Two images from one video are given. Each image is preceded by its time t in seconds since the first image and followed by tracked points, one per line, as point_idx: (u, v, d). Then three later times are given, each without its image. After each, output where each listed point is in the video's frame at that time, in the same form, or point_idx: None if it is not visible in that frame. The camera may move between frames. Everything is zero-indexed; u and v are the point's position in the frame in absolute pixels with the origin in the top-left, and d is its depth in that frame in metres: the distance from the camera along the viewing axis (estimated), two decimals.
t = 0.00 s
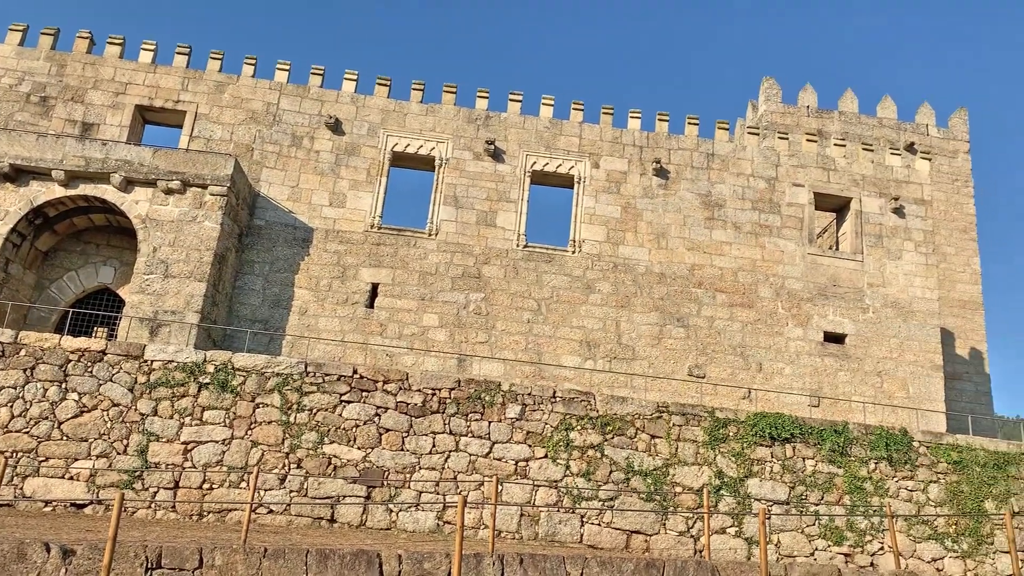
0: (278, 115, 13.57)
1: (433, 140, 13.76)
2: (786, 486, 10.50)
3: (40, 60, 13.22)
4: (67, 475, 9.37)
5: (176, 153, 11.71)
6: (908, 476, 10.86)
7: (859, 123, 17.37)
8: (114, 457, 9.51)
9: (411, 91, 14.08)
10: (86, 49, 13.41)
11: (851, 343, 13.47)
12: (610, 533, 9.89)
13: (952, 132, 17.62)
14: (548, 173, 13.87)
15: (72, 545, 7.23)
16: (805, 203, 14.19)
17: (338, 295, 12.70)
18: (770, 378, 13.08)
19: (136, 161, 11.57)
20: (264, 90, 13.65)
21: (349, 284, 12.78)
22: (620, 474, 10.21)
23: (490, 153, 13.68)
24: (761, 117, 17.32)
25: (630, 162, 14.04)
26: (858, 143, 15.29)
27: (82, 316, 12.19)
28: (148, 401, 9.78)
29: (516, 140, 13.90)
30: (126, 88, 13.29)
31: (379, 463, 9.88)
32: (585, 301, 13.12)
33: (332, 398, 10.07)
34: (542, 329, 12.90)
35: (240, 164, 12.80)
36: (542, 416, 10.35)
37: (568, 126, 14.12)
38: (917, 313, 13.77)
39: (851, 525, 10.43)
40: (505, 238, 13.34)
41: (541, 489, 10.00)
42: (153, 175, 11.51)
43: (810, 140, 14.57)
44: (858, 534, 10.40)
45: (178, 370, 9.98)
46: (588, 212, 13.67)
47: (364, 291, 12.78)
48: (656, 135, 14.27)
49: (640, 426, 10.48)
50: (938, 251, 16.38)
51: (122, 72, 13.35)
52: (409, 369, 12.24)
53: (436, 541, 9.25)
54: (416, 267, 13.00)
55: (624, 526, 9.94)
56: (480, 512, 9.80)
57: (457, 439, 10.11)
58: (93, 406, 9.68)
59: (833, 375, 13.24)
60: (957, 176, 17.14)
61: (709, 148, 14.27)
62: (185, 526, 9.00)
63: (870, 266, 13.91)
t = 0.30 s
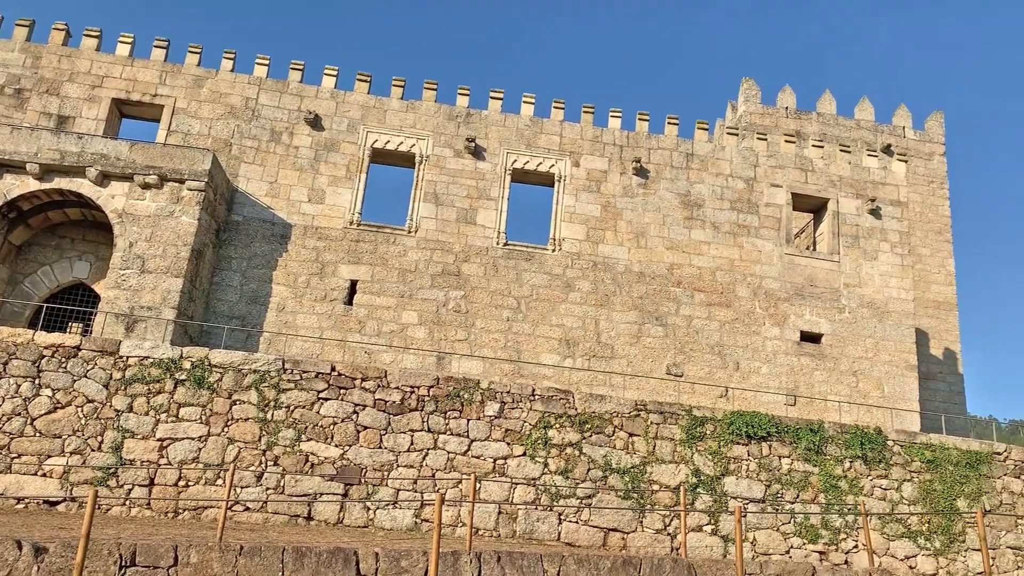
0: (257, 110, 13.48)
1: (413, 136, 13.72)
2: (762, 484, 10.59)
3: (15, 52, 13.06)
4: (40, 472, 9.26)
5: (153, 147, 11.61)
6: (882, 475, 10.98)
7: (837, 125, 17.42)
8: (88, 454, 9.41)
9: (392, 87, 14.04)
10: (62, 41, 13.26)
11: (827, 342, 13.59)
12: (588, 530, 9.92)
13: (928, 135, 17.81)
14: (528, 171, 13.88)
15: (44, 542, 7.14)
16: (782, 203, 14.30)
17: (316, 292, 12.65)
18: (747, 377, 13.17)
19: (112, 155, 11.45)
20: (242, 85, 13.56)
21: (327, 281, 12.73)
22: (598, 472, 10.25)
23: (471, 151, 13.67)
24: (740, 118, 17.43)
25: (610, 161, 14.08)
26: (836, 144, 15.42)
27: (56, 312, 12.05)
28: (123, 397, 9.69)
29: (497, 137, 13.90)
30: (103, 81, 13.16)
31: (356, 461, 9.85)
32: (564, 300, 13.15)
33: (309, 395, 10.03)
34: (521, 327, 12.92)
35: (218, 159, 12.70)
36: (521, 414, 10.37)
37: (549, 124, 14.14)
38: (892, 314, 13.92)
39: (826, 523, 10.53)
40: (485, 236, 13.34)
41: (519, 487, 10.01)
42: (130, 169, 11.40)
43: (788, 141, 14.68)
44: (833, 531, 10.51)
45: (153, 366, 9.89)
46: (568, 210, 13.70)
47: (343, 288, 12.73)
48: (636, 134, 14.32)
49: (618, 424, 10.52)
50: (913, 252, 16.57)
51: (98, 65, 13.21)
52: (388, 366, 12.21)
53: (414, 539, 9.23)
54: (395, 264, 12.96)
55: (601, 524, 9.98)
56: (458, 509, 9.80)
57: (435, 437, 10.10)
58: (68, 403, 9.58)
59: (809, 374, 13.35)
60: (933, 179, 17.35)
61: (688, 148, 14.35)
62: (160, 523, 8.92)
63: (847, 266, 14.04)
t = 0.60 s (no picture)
0: (231, 103, 13.36)
1: (388, 132, 13.67)
2: (733, 482, 10.68)
3: None
4: (6, 467, 9.13)
5: (124, 140, 11.47)
6: (851, 473, 11.12)
7: (810, 126, 17.59)
8: (55, 450, 9.28)
9: (367, 82, 13.97)
10: (31, 30, 13.07)
11: (798, 342, 13.73)
12: (560, 527, 9.95)
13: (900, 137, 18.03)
14: (504, 168, 13.89)
15: (9, 539, 7.02)
16: (755, 203, 14.42)
17: (289, 287, 12.56)
18: (719, 375, 13.28)
19: (82, 147, 11.30)
20: (216, 77, 13.43)
21: (300, 276, 12.65)
22: (571, 469, 10.28)
23: (446, 147, 13.64)
24: (714, 118, 17.55)
25: (585, 160, 14.12)
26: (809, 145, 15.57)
27: (23, 305, 11.88)
28: (92, 392, 9.57)
29: (473, 134, 13.89)
30: (73, 72, 12.98)
31: (328, 457, 9.80)
32: (539, 297, 13.18)
33: (281, 391, 9.97)
34: (495, 324, 12.92)
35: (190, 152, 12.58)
36: (494, 411, 10.38)
37: (525, 122, 14.14)
38: (862, 314, 14.09)
39: (795, 520, 10.64)
40: (460, 232, 13.33)
41: (492, 484, 10.02)
42: (100, 161, 11.25)
43: (762, 141, 14.80)
44: (802, 529, 10.62)
45: (123, 361, 9.77)
46: (543, 208, 13.72)
47: (316, 283, 12.66)
48: (612, 133, 14.37)
49: (591, 421, 10.56)
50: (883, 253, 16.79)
51: (68, 55, 13.03)
52: (361, 363, 12.16)
53: (385, 536, 9.21)
54: (369, 260, 12.91)
55: (573, 521, 10.01)
56: (430, 507, 9.78)
57: (408, 434, 10.08)
58: (34, 397, 9.44)
59: (780, 373, 13.48)
60: (903, 181, 17.59)
61: (663, 147, 14.42)
62: (129, 520, 8.83)
63: (818, 267, 14.19)
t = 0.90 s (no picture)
0: (209, 97, 13.26)
1: (368, 128, 13.62)
2: (710, 479, 10.76)
3: None
4: None
5: (101, 133, 11.40)
6: (826, 471, 11.24)
7: (789, 127, 17.73)
8: (28, 446, 9.17)
9: (347, 78, 13.91)
10: (6, 21, 12.92)
11: (775, 341, 13.84)
12: (538, 525, 9.97)
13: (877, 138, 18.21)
14: (484, 165, 13.89)
15: None
16: (734, 203, 14.51)
17: (267, 284, 12.49)
18: (696, 374, 13.36)
19: (58, 140, 11.19)
20: (194, 71, 13.33)
21: (278, 272, 12.58)
22: (549, 466, 10.30)
23: (426, 144, 13.62)
24: (694, 118, 17.64)
25: (566, 158, 14.15)
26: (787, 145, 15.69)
27: None
28: (66, 388, 9.47)
29: (453, 131, 13.87)
30: (49, 64, 12.84)
31: (305, 455, 9.77)
32: (518, 295, 13.20)
33: (259, 388, 9.91)
34: (475, 322, 12.92)
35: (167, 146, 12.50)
36: (473, 408, 10.38)
37: (506, 119, 14.15)
38: (838, 313, 14.22)
39: (771, 517, 10.73)
40: (440, 230, 13.31)
41: (470, 481, 10.02)
42: (76, 154, 11.14)
43: (741, 141, 14.89)
44: (777, 526, 10.71)
45: (97, 356, 9.68)
46: (523, 206, 13.73)
47: (294, 280, 12.60)
48: (592, 131, 14.41)
49: (570, 419, 10.59)
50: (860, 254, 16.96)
51: (44, 47, 12.89)
52: (339, 360, 12.12)
53: (363, 533, 9.19)
54: (349, 257, 12.87)
55: (551, 518, 10.04)
56: (408, 504, 9.77)
57: (386, 431, 10.06)
58: (7, 393, 9.33)
59: (757, 372, 13.59)
60: (880, 182, 17.77)
61: (643, 146, 14.48)
62: (103, 517, 8.75)
63: (795, 266, 14.31)
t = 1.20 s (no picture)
0: (182, 90, 13.13)
1: (343, 123, 13.54)
2: (682, 476, 10.83)
3: None
4: None
5: (71, 125, 11.26)
6: (797, 468, 11.36)
7: (763, 127, 17.88)
8: None
9: (322, 72, 13.83)
10: None
11: (747, 339, 13.96)
12: (511, 521, 9.97)
13: (849, 140, 18.41)
14: (461, 162, 13.87)
15: None
16: (708, 202, 14.60)
17: (239, 279, 12.39)
18: (670, 371, 13.44)
19: (27, 132, 11.04)
20: (167, 63, 13.18)
21: (251, 267, 12.47)
22: (523, 463, 10.32)
23: (402, 140, 13.57)
24: (669, 117, 17.74)
25: (542, 155, 14.16)
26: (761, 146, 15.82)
27: None
28: (34, 383, 9.34)
29: (429, 127, 13.83)
30: (18, 54, 12.65)
31: (278, 451, 9.70)
32: (494, 292, 13.20)
33: (231, 384, 9.84)
34: (450, 318, 12.90)
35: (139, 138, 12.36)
36: (447, 405, 10.37)
37: (482, 116, 14.13)
38: (809, 312, 14.37)
39: (742, 514, 10.82)
40: (415, 226, 13.27)
41: (443, 478, 10.01)
42: (45, 146, 11.00)
43: (715, 141, 14.98)
44: (748, 523, 10.80)
45: (66, 351, 9.55)
46: (499, 203, 13.73)
47: (267, 275, 12.51)
48: (568, 129, 14.44)
49: (544, 416, 10.62)
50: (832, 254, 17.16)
51: (13, 36, 12.70)
52: (313, 356, 12.05)
53: (335, 530, 9.14)
54: (323, 252, 12.79)
55: (524, 515, 10.05)
56: (381, 501, 9.74)
57: (359, 428, 10.02)
58: None
59: (729, 370, 13.69)
60: (852, 183, 17.98)
61: (619, 145, 14.53)
62: (71, 514, 8.63)
63: (768, 266, 14.44)
